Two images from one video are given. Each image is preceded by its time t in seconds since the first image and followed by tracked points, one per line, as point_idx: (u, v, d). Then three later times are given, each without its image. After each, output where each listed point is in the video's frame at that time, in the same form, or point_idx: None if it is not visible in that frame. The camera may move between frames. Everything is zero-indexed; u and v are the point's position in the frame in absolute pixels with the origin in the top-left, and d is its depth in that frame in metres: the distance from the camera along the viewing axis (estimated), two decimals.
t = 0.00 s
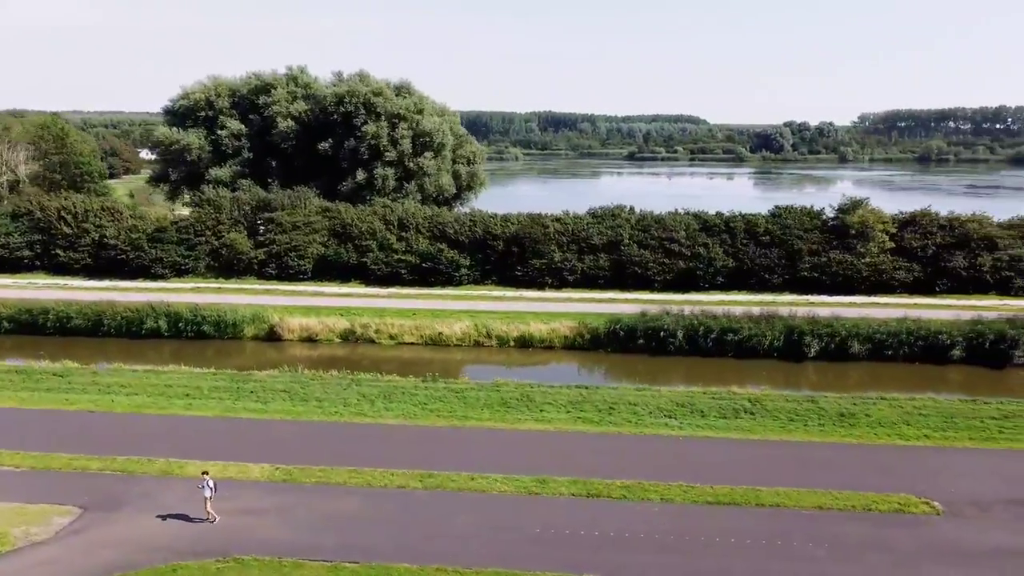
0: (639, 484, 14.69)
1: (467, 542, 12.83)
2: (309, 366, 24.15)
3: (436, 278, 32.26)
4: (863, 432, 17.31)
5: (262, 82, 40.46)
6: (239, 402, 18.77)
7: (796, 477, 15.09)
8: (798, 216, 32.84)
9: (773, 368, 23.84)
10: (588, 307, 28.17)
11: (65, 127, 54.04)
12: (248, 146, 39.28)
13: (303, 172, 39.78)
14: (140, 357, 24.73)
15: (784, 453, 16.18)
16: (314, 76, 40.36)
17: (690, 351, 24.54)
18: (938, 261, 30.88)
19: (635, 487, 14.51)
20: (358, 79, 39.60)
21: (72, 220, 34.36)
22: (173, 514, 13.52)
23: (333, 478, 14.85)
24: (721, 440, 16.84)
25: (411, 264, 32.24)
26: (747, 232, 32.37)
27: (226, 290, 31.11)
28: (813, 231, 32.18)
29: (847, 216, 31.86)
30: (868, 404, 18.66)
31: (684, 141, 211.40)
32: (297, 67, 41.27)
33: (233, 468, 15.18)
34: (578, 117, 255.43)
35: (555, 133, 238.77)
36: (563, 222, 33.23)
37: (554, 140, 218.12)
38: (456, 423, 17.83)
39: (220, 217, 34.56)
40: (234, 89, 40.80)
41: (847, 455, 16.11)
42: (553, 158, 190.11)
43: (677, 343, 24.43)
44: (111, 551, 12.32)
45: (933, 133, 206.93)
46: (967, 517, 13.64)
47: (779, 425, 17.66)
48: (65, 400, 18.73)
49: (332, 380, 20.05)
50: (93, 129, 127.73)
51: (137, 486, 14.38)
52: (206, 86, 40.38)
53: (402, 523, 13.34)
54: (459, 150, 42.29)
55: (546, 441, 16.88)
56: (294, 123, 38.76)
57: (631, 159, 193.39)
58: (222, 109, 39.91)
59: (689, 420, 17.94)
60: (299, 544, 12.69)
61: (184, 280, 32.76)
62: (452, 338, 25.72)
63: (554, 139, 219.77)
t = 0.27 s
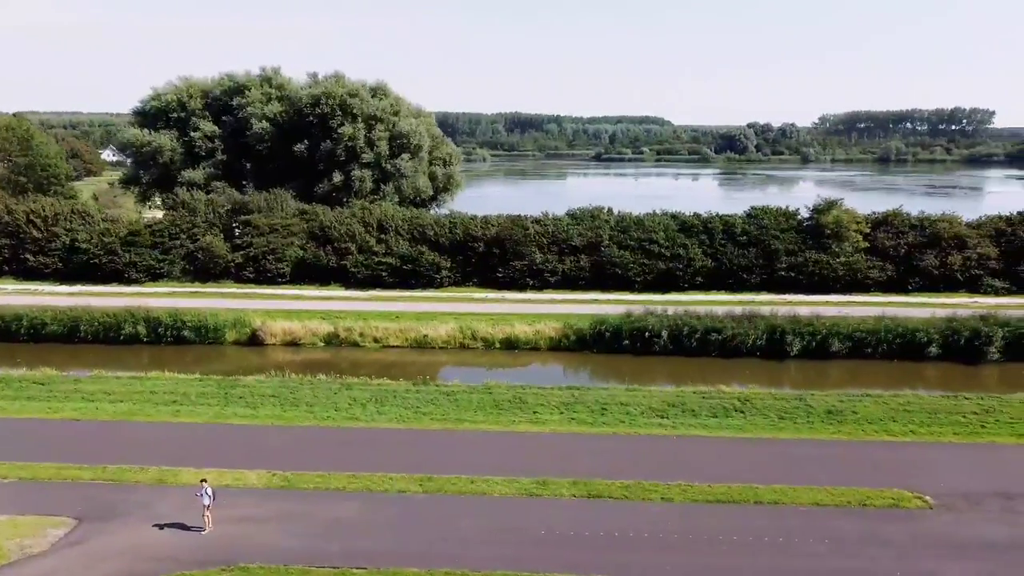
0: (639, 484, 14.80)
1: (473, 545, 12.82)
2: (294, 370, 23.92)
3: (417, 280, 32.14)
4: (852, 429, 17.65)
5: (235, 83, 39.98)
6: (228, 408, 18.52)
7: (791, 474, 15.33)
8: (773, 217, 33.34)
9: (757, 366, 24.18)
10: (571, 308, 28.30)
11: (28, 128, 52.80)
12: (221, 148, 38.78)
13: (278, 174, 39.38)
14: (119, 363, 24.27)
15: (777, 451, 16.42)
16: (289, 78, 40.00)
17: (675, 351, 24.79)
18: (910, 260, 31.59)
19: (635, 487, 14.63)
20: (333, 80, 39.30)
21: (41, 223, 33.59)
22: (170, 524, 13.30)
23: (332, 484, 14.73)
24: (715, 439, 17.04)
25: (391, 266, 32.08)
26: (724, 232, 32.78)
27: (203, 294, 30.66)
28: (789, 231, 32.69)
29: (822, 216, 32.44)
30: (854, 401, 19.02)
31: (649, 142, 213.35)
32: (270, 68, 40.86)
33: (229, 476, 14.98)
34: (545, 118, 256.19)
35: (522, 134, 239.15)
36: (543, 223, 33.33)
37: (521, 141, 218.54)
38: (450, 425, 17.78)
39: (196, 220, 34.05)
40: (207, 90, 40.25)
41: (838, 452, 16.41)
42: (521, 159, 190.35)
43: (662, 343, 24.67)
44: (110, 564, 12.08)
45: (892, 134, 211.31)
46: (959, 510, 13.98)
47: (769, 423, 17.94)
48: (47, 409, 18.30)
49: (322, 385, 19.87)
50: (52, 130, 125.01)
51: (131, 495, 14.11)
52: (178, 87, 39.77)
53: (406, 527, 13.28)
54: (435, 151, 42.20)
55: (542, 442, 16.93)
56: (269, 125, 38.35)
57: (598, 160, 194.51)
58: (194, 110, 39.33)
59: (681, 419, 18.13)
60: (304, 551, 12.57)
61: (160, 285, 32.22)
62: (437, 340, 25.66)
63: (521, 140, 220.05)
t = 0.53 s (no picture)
0: (638, 483, 14.95)
1: (481, 548, 12.83)
2: (276, 375, 23.63)
3: (394, 283, 31.96)
4: (838, 425, 18.04)
5: (203, 84, 39.35)
6: (216, 415, 18.23)
7: (784, 471, 15.62)
8: (746, 217, 33.89)
9: (737, 365, 24.56)
10: (551, 309, 28.41)
11: None
12: (190, 149, 38.13)
13: (248, 176, 38.85)
14: (95, 370, 23.71)
15: (768, 448, 16.71)
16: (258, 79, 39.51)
17: (657, 351, 25.06)
18: (879, 259, 32.39)
19: (635, 486, 14.77)
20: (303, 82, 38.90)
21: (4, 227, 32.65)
22: (169, 534, 13.06)
23: (332, 490, 14.61)
24: (708, 437, 17.29)
25: (368, 269, 31.86)
26: (699, 233, 33.23)
27: (176, 299, 30.10)
28: (761, 231, 33.27)
29: (793, 217, 33.07)
30: (837, 398, 19.45)
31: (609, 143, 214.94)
32: (238, 69, 40.35)
33: (225, 484, 14.75)
34: (505, 119, 256.38)
35: (483, 135, 239.08)
36: (520, 225, 33.41)
37: (483, 142, 218.45)
38: (444, 429, 17.74)
39: (166, 224, 33.42)
40: (173, 91, 39.54)
41: (827, 448, 16.77)
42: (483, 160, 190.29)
43: (644, 343, 24.92)
44: None
45: (846, 135, 216.05)
46: (948, 502, 14.39)
47: (758, 421, 18.25)
48: (27, 419, 17.81)
49: (310, 390, 19.67)
50: (1, 131, 121.40)
51: (125, 506, 13.82)
52: (143, 88, 39.00)
53: (411, 532, 13.24)
54: (407, 153, 42.04)
55: (537, 444, 16.99)
56: (238, 126, 37.84)
57: (560, 160, 195.30)
58: (161, 112, 38.60)
59: (672, 419, 18.35)
60: (311, 559, 12.45)
61: (130, 290, 31.55)
62: (420, 343, 25.55)
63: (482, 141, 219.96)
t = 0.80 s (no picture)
0: (637, 483, 15.08)
1: (486, 551, 12.86)
2: (261, 379, 23.37)
3: (375, 285, 31.78)
4: (826, 422, 18.39)
5: (174, 84, 38.75)
6: (206, 421, 17.98)
7: (778, 467, 15.89)
8: (723, 218, 34.36)
9: (720, 364, 24.88)
10: (534, 310, 28.50)
11: None
12: (162, 151, 37.53)
13: (222, 178, 38.34)
14: (73, 377, 23.21)
15: (760, 446, 16.96)
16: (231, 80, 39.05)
17: (641, 351, 25.30)
18: (852, 258, 33.06)
19: (634, 486, 14.90)
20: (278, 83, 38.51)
21: None
22: (169, 543, 12.87)
23: (331, 495, 14.51)
24: (700, 436, 17.49)
25: (348, 271, 31.63)
26: (677, 233, 33.58)
27: (153, 303, 29.60)
28: (738, 232, 33.75)
29: (769, 217, 33.60)
30: (823, 395, 19.81)
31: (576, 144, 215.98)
32: (210, 70, 39.84)
33: (222, 490, 14.57)
34: (472, 119, 256.06)
35: (450, 135, 238.57)
36: (500, 227, 33.45)
37: (450, 143, 217.98)
38: (438, 431, 17.73)
39: (140, 227, 32.82)
40: (144, 92, 38.88)
41: (817, 444, 17.08)
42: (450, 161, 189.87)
43: (629, 343, 25.14)
44: None
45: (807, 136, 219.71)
46: (938, 495, 14.77)
47: (747, 419, 18.53)
48: (10, 428, 17.40)
49: (300, 394, 19.51)
50: None
51: (122, 515, 13.59)
52: (113, 88, 38.29)
53: (415, 537, 13.22)
54: (383, 155, 41.84)
55: (533, 445, 17.05)
56: (212, 127, 37.34)
57: (527, 161, 195.68)
58: (131, 113, 37.92)
59: (664, 418, 18.53)
60: (317, 565, 12.37)
61: (103, 294, 30.94)
62: (405, 345, 25.46)
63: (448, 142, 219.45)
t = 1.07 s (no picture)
0: (635, 482, 15.25)
1: (494, 553, 12.91)
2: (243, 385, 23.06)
3: (351, 288, 31.54)
4: (812, 418, 18.78)
5: (140, 85, 37.99)
6: (194, 428, 17.70)
7: (771, 464, 16.18)
8: (696, 219, 34.82)
9: (701, 362, 25.22)
10: (515, 311, 28.57)
11: None
12: (128, 153, 36.77)
13: (191, 180, 37.70)
14: (48, 385, 22.62)
15: (751, 443, 17.28)
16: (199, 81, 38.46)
17: (623, 351, 25.52)
18: (822, 257, 33.77)
19: (632, 485, 15.07)
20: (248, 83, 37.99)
21: None
22: (171, 553, 12.65)
23: (332, 501, 14.41)
24: (692, 434, 17.74)
25: (324, 274, 31.34)
26: (651, 233, 33.94)
27: (125, 308, 28.98)
28: (711, 231, 34.24)
29: (741, 217, 34.14)
30: (806, 392, 20.24)
31: (537, 145, 216.66)
32: (177, 70, 39.15)
33: (220, 498, 14.37)
34: (432, 120, 255.15)
35: (410, 136, 237.36)
36: (476, 228, 33.45)
37: (410, 144, 216.92)
38: (432, 434, 17.69)
39: (109, 230, 32.11)
40: (109, 92, 38.05)
41: (805, 440, 17.44)
42: (411, 162, 188.94)
43: (612, 343, 25.35)
44: None
45: (764, 137, 223.49)
46: (926, 488, 15.21)
47: (735, 417, 18.83)
48: None
49: (288, 399, 19.29)
50: None
51: (119, 526, 13.31)
52: (77, 88, 37.40)
53: (421, 542, 13.19)
54: (354, 156, 41.52)
55: (528, 446, 17.12)
56: (180, 129, 36.72)
57: (489, 162, 195.66)
58: (96, 114, 37.06)
59: (654, 417, 18.74)
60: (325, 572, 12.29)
61: (72, 299, 30.19)
62: (388, 349, 25.32)
63: (409, 142, 218.28)
